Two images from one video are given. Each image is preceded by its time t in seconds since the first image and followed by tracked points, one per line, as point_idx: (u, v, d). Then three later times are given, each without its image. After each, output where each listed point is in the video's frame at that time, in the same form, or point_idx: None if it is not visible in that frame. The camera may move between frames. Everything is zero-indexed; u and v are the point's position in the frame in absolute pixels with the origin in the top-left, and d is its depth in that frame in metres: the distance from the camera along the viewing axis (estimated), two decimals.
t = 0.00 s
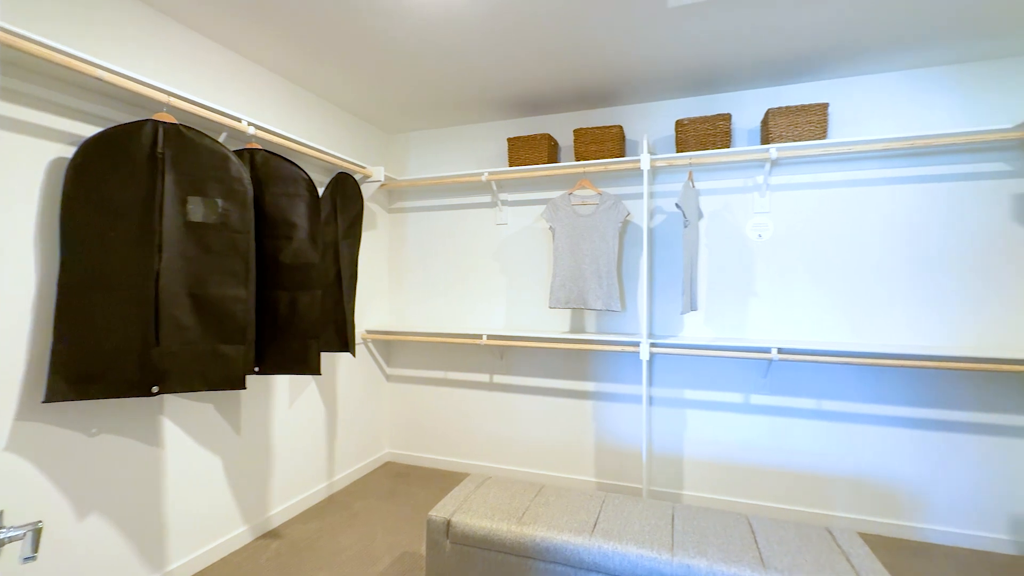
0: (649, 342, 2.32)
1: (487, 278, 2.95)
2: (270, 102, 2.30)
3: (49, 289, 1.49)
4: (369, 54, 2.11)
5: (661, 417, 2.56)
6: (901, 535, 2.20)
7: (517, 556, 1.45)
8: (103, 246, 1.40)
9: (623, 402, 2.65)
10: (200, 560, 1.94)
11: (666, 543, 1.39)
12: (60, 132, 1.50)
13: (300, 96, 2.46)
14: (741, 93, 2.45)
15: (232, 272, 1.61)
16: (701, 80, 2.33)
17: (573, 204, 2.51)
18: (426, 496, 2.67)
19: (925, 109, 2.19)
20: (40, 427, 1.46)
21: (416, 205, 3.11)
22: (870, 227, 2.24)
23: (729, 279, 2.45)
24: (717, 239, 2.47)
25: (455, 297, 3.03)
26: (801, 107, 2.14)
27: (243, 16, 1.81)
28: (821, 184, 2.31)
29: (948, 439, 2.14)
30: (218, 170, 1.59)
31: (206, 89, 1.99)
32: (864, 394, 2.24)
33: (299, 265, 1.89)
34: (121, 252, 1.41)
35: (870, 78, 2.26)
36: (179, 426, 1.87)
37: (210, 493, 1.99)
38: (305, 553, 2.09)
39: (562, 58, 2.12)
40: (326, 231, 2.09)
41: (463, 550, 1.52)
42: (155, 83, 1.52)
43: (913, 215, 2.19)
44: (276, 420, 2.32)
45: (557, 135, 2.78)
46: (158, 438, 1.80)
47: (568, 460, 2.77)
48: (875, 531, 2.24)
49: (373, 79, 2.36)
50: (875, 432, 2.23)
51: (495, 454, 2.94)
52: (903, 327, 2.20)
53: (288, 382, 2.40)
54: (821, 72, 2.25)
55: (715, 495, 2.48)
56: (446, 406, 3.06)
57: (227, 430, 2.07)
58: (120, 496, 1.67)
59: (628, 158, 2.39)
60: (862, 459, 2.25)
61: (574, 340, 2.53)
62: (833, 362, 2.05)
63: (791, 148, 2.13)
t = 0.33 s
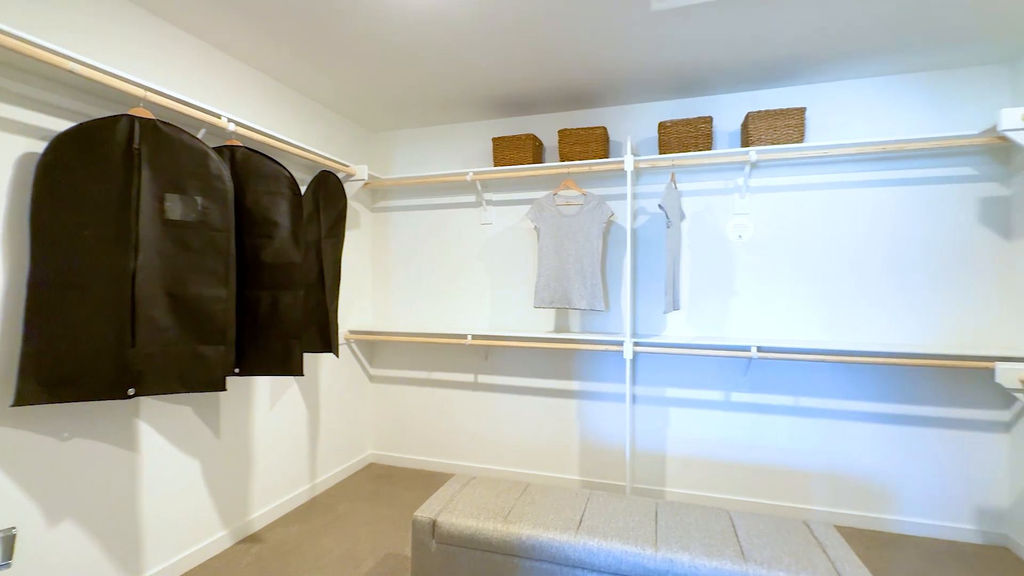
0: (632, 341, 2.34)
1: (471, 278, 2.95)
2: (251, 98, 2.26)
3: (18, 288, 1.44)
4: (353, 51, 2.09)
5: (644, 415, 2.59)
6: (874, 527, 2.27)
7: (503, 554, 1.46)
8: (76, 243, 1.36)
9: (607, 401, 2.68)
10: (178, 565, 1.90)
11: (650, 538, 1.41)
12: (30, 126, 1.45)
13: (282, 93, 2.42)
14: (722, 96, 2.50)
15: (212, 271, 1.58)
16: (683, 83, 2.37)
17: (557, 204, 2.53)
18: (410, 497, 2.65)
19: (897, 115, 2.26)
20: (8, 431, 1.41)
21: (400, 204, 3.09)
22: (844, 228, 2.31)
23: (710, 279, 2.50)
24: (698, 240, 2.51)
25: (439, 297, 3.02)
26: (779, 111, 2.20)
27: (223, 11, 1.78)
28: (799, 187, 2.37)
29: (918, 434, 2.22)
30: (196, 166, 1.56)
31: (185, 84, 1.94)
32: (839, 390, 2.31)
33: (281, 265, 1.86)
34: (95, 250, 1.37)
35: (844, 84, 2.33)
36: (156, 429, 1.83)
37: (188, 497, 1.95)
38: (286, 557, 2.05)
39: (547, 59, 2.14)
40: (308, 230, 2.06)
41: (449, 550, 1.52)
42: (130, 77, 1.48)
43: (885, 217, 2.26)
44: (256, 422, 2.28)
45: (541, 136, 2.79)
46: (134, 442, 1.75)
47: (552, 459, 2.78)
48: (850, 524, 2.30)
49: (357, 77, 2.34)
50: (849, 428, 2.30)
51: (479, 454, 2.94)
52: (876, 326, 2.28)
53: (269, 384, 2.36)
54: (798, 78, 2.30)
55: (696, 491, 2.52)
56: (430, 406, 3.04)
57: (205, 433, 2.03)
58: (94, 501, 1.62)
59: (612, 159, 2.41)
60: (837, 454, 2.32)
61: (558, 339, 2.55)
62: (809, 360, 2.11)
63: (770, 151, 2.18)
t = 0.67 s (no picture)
0: (616, 340, 2.37)
1: (457, 278, 2.94)
2: (232, 95, 2.22)
3: None
4: (337, 49, 2.07)
5: (628, 414, 2.62)
6: (850, 520, 2.33)
7: (490, 553, 1.46)
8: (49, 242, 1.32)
9: (591, 400, 2.70)
10: (156, 571, 1.86)
11: (634, 534, 1.43)
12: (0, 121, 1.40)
13: (263, 89, 2.39)
14: (704, 99, 2.54)
15: (192, 271, 1.55)
16: (666, 86, 2.40)
17: (543, 205, 2.54)
18: (395, 498, 2.63)
19: (872, 120, 2.34)
20: None
21: (384, 204, 3.07)
22: (821, 229, 2.37)
23: (693, 279, 2.54)
24: (681, 240, 2.55)
25: (424, 297, 3.00)
26: (759, 115, 2.24)
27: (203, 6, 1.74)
28: (778, 189, 2.42)
29: (892, 429, 2.29)
30: (176, 164, 1.52)
31: (164, 80, 1.90)
32: (817, 387, 2.37)
33: (263, 264, 1.83)
34: (69, 249, 1.33)
35: (821, 90, 2.39)
36: (133, 433, 1.78)
37: (167, 502, 1.91)
38: (269, 560, 2.02)
39: (532, 60, 2.15)
40: (290, 230, 2.04)
41: (435, 550, 1.52)
42: (107, 72, 1.43)
43: (860, 219, 2.32)
44: (237, 425, 2.24)
45: (527, 136, 2.80)
46: (111, 446, 1.71)
47: (538, 458, 2.80)
48: (827, 517, 2.37)
49: (341, 75, 2.32)
50: (826, 424, 2.36)
51: (464, 454, 2.93)
52: (851, 325, 2.34)
53: (250, 385, 2.32)
54: (778, 82, 2.36)
55: (679, 488, 2.56)
56: (415, 407, 3.03)
57: (184, 436, 1.99)
58: (68, 507, 1.58)
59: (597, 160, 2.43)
60: (815, 449, 2.38)
61: (543, 339, 2.56)
62: (788, 358, 2.16)
63: (751, 154, 2.22)
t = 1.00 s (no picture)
0: (601, 340, 2.39)
1: (442, 278, 2.93)
2: (213, 91, 2.17)
3: None
4: (321, 47, 2.04)
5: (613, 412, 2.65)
6: (827, 514, 2.40)
7: (477, 552, 1.46)
8: (22, 240, 1.28)
9: (577, 399, 2.72)
10: None
11: (620, 531, 1.44)
12: None
13: (246, 86, 2.35)
14: (687, 102, 2.58)
15: (172, 270, 1.52)
16: (651, 88, 2.43)
17: (529, 205, 2.55)
18: (380, 499, 2.62)
19: (848, 125, 2.40)
20: None
21: (369, 203, 3.04)
22: (799, 230, 2.43)
23: (676, 279, 2.57)
24: (665, 240, 2.58)
25: (409, 296, 2.99)
26: (740, 118, 2.29)
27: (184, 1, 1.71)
28: (758, 191, 2.47)
29: (868, 424, 2.35)
30: (155, 161, 1.49)
31: (142, 75, 1.86)
32: (796, 385, 2.42)
33: (246, 264, 1.80)
34: (43, 248, 1.30)
35: (800, 94, 2.45)
36: (109, 436, 1.74)
37: (145, 507, 1.87)
38: (251, 564, 2.00)
39: (519, 60, 2.15)
40: (273, 228, 2.00)
41: (422, 551, 1.51)
42: (83, 66, 1.39)
43: (838, 220, 2.38)
44: (217, 427, 2.20)
45: (513, 136, 2.81)
46: (86, 450, 1.67)
47: (524, 457, 2.80)
48: (806, 511, 2.43)
49: (325, 73, 2.29)
50: (806, 420, 2.42)
51: (450, 454, 2.92)
52: (829, 324, 2.40)
53: (231, 387, 2.28)
54: (758, 86, 2.41)
55: (662, 485, 2.59)
56: (400, 407, 3.01)
57: (163, 439, 1.94)
58: (40, 514, 1.53)
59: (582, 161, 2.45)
60: (794, 445, 2.43)
61: (529, 338, 2.57)
62: (768, 356, 2.20)
63: (732, 156, 2.27)
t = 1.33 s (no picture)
0: (588, 339, 2.40)
1: (429, 277, 2.92)
2: (195, 87, 2.14)
3: None
4: (306, 45, 2.02)
5: (600, 411, 2.68)
6: (807, 508, 2.45)
7: (465, 552, 1.47)
8: None
9: (563, 398, 2.74)
10: None
11: (607, 528, 1.46)
12: None
13: (229, 83, 2.31)
14: (672, 104, 2.61)
15: (153, 269, 1.49)
16: (636, 90, 2.46)
17: (516, 205, 2.56)
18: (366, 500, 2.60)
19: (827, 128, 2.46)
20: None
21: (355, 202, 3.01)
22: (781, 231, 2.48)
23: (661, 279, 2.61)
24: (650, 241, 2.61)
25: (395, 296, 2.97)
26: (724, 121, 2.33)
27: None
28: (741, 192, 2.52)
29: (847, 421, 2.41)
30: (135, 158, 1.46)
31: (122, 70, 1.82)
32: (777, 382, 2.48)
33: (228, 263, 1.77)
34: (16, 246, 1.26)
35: (781, 98, 2.51)
36: (86, 440, 1.70)
37: (124, 511, 1.83)
38: (234, 568, 1.96)
39: (506, 61, 2.16)
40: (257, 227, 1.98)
41: (411, 551, 1.51)
42: (60, 60, 1.36)
43: (817, 221, 2.44)
44: (199, 429, 2.16)
45: (500, 136, 2.81)
46: (62, 454, 1.62)
47: (511, 457, 2.81)
48: (787, 506, 2.48)
49: (310, 71, 2.27)
50: (787, 417, 2.47)
51: (436, 454, 2.92)
52: (809, 322, 2.46)
53: (214, 389, 2.24)
54: (741, 89, 2.45)
55: (648, 482, 2.62)
56: (386, 407, 2.99)
57: (143, 442, 1.90)
58: (13, 520, 1.49)
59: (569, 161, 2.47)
60: (775, 442, 2.49)
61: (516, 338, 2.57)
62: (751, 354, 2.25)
63: (716, 158, 2.30)
